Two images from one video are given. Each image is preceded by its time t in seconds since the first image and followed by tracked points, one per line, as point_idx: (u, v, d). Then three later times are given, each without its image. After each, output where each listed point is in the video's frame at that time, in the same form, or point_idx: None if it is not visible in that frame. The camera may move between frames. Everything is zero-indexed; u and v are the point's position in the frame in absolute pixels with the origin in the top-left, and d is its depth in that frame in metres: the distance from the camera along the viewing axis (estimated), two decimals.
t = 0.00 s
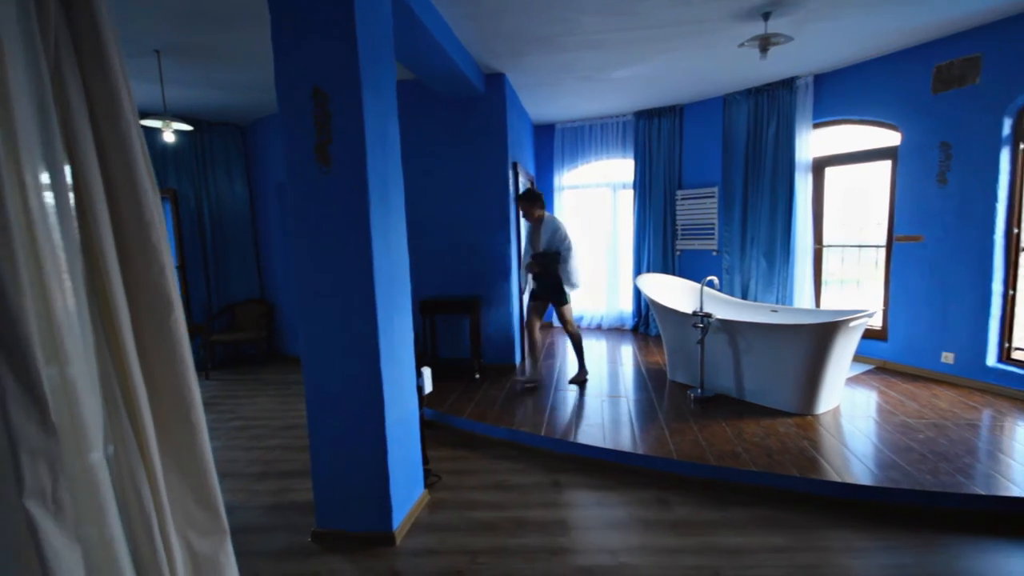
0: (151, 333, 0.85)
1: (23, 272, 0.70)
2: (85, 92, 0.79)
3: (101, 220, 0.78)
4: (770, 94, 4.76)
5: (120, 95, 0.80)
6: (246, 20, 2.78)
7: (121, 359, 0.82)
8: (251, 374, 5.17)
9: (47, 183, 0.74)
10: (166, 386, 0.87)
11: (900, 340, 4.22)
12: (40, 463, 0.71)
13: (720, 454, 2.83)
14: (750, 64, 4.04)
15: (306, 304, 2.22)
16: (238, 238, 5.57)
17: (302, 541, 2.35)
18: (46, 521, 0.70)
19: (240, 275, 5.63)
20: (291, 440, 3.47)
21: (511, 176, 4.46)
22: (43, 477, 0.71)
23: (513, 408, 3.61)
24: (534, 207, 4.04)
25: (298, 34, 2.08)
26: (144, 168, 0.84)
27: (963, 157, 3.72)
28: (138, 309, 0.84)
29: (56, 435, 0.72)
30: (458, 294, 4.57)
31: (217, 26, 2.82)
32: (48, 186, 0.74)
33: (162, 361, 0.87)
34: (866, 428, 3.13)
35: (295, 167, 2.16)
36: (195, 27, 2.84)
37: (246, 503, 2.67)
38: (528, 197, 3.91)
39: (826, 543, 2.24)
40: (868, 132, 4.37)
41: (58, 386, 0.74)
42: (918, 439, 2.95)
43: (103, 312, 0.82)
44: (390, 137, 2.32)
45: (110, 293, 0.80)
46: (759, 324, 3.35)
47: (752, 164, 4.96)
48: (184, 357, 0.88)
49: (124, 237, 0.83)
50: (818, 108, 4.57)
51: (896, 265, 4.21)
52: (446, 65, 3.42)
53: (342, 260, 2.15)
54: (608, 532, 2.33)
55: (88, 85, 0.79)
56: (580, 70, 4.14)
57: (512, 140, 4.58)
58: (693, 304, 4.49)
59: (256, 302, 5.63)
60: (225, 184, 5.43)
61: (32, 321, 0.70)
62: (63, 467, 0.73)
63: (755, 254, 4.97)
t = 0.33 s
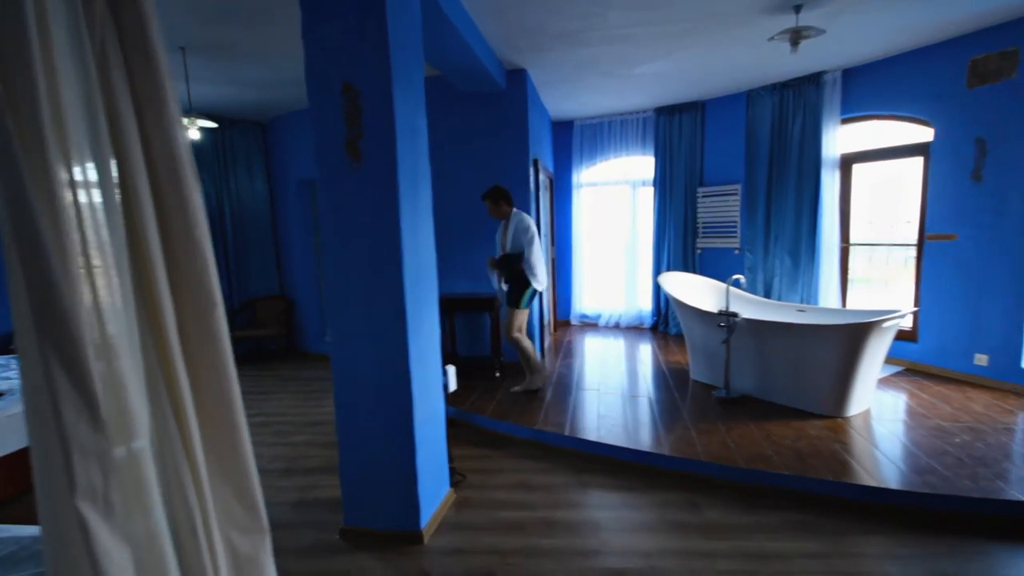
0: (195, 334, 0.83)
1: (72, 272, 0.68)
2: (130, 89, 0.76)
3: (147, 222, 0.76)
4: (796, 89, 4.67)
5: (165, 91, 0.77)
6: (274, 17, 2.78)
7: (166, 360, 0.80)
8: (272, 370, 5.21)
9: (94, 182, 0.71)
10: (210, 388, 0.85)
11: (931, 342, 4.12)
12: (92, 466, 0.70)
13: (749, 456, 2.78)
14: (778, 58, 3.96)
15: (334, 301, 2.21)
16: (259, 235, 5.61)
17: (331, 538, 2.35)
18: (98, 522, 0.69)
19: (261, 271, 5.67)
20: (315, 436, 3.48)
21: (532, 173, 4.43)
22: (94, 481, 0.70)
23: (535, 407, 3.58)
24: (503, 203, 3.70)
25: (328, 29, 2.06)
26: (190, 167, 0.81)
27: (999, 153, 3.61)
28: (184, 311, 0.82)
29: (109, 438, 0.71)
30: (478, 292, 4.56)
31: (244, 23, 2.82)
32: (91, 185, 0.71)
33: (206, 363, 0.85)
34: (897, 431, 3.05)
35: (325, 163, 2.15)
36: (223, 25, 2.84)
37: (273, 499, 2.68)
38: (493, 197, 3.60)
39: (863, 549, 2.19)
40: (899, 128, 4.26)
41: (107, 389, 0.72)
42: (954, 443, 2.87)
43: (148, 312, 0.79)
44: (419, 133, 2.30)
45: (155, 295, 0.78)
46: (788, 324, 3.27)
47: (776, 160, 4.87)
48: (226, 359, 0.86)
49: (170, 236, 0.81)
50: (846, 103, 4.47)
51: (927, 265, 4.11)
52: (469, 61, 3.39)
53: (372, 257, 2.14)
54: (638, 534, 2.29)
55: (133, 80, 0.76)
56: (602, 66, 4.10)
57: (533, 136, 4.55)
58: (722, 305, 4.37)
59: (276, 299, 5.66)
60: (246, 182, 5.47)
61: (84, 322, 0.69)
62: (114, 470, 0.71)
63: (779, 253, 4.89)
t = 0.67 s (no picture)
0: (268, 327, 0.89)
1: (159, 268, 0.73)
2: (214, 106, 0.82)
3: (224, 221, 0.81)
4: (847, 82, 4.48)
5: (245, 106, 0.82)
6: (322, 21, 2.80)
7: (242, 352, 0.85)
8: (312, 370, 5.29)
9: (170, 185, 0.75)
10: (281, 377, 0.91)
11: (997, 346, 3.89)
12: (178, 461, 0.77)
13: (810, 466, 2.66)
14: (830, 48, 3.79)
15: (386, 303, 2.19)
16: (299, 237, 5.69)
17: (382, 540, 2.34)
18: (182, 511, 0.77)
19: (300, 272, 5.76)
20: (358, 437, 3.49)
21: (571, 172, 4.37)
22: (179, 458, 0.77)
23: (578, 410, 3.53)
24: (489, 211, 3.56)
25: (382, 29, 2.05)
26: (265, 171, 0.86)
27: None
28: (258, 305, 0.88)
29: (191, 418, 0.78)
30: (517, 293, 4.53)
31: (293, 27, 2.85)
32: (171, 189, 0.75)
33: (278, 354, 0.90)
34: (967, 440, 2.88)
35: (378, 164, 2.14)
36: (272, 29, 2.87)
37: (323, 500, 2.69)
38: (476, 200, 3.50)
39: (943, 568, 2.05)
40: (960, 121, 4.04)
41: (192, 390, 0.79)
42: None
43: (228, 307, 0.85)
44: (471, 133, 2.26)
45: (233, 290, 0.84)
46: (847, 328, 3.13)
47: (826, 156, 4.68)
48: (296, 352, 0.91)
49: (248, 237, 0.86)
50: (902, 95, 4.26)
51: (992, 265, 3.88)
52: (512, 60, 3.35)
53: (425, 257, 2.12)
54: (698, 546, 2.21)
55: (218, 95, 0.82)
56: (646, 62, 4.00)
57: (572, 136, 4.49)
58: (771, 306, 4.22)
59: (314, 300, 5.73)
60: (286, 185, 5.56)
61: (171, 329, 0.75)
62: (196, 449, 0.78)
63: (828, 253, 4.72)
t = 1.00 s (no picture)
0: (349, 298, 1.09)
1: (269, 257, 0.86)
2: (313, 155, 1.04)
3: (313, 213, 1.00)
4: (909, 68, 4.24)
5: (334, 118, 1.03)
6: (374, 25, 2.80)
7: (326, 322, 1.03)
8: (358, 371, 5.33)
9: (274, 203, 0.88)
10: (359, 341, 1.11)
11: None
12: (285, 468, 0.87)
13: (889, 475, 2.51)
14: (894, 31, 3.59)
15: (446, 306, 2.17)
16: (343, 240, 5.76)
17: (443, 545, 2.31)
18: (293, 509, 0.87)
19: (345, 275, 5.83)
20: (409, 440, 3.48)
21: (617, 169, 4.28)
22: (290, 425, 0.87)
23: (631, 414, 3.44)
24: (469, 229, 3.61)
25: (440, 27, 2.02)
26: (348, 170, 1.07)
27: None
28: (343, 279, 1.09)
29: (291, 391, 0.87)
30: (564, 294, 4.46)
31: (346, 31, 2.86)
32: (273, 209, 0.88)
33: (356, 321, 1.10)
34: None
35: (438, 165, 2.11)
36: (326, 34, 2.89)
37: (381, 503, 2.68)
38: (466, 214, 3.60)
39: None
40: None
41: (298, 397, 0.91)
42: None
43: (314, 286, 1.03)
44: (529, 131, 2.21)
45: (320, 270, 1.02)
46: (922, 328, 2.94)
47: (886, 147, 4.45)
48: (372, 320, 1.11)
49: (332, 225, 1.07)
50: (971, 80, 4.00)
51: None
52: (560, 57, 3.29)
53: (486, 259, 2.08)
54: (775, 559, 2.10)
55: (310, 111, 1.04)
56: (695, 54, 3.86)
57: (617, 133, 4.40)
58: (831, 305, 4.03)
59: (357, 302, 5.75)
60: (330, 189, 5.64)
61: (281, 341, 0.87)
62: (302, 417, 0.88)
63: (890, 249, 4.50)
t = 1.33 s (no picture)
0: (438, 278, 1.09)
1: (375, 237, 0.85)
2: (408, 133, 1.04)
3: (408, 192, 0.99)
4: (1007, 50, 3.89)
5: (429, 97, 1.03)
6: (441, 10, 2.78)
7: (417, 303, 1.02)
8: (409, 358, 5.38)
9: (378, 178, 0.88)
10: (447, 324, 1.10)
11: None
12: (387, 449, 0.86)
13: (979, 488, 2.33)
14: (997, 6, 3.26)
15: (512, 294, 2.14)
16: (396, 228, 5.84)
17: (501, 534, 2.30)
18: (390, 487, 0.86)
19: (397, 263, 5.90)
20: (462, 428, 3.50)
21: (677, 159, 4.13)
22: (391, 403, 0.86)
23: (688, 411, 3.33)
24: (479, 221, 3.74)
25: (514, 8, 1.96)
26: (441, 149, 1.06)
27: None
28: (432, 261, 1.08)
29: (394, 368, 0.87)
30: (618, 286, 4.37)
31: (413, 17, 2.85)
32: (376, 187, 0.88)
33: (443, 304, 1.09)
34: None
35: (508, 150, 2.07)
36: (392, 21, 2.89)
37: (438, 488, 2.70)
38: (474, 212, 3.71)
39: None
40: None
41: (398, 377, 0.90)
42: None
43: (407, 266, 1.02)
44: (602, 116, 2.13)
45: (413, 250, 1.01)
46: (1018, 332, 2.71)
47: (976, 137, 4.14)
48: (460, 302, 1.10)
49: (423, 206, 1.07)
50: None
51: None
52: (626, 41, 3.18)
53: (555, 248, 2.03)
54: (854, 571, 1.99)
55: (405, 91, 1.03)
56: (770, 36, 3.63)
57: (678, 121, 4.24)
58: (910, 305, 3.77)
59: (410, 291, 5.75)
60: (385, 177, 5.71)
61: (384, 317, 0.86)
62: (402, 397, 0.88)
63: (976, 245, 4.18)
